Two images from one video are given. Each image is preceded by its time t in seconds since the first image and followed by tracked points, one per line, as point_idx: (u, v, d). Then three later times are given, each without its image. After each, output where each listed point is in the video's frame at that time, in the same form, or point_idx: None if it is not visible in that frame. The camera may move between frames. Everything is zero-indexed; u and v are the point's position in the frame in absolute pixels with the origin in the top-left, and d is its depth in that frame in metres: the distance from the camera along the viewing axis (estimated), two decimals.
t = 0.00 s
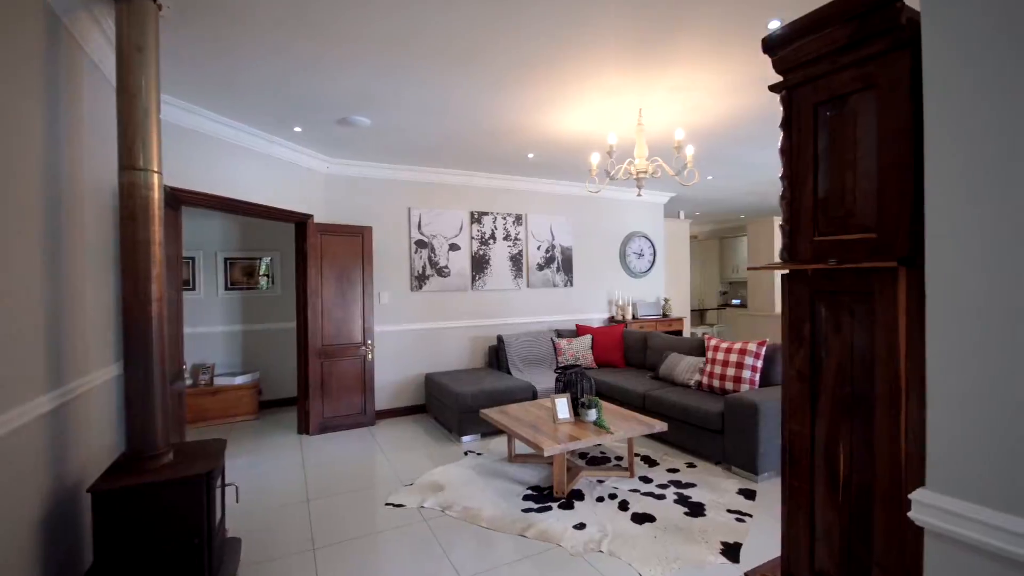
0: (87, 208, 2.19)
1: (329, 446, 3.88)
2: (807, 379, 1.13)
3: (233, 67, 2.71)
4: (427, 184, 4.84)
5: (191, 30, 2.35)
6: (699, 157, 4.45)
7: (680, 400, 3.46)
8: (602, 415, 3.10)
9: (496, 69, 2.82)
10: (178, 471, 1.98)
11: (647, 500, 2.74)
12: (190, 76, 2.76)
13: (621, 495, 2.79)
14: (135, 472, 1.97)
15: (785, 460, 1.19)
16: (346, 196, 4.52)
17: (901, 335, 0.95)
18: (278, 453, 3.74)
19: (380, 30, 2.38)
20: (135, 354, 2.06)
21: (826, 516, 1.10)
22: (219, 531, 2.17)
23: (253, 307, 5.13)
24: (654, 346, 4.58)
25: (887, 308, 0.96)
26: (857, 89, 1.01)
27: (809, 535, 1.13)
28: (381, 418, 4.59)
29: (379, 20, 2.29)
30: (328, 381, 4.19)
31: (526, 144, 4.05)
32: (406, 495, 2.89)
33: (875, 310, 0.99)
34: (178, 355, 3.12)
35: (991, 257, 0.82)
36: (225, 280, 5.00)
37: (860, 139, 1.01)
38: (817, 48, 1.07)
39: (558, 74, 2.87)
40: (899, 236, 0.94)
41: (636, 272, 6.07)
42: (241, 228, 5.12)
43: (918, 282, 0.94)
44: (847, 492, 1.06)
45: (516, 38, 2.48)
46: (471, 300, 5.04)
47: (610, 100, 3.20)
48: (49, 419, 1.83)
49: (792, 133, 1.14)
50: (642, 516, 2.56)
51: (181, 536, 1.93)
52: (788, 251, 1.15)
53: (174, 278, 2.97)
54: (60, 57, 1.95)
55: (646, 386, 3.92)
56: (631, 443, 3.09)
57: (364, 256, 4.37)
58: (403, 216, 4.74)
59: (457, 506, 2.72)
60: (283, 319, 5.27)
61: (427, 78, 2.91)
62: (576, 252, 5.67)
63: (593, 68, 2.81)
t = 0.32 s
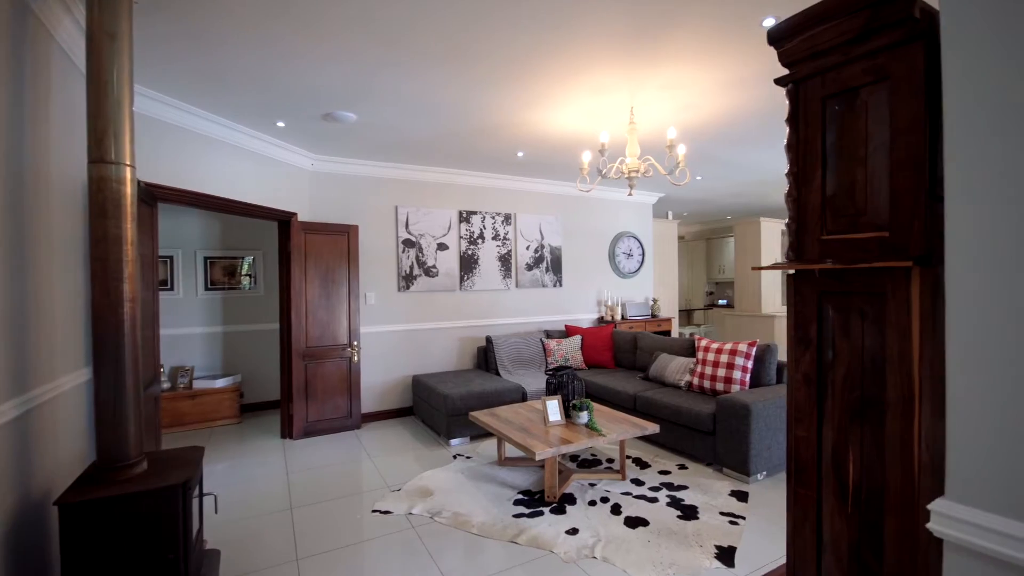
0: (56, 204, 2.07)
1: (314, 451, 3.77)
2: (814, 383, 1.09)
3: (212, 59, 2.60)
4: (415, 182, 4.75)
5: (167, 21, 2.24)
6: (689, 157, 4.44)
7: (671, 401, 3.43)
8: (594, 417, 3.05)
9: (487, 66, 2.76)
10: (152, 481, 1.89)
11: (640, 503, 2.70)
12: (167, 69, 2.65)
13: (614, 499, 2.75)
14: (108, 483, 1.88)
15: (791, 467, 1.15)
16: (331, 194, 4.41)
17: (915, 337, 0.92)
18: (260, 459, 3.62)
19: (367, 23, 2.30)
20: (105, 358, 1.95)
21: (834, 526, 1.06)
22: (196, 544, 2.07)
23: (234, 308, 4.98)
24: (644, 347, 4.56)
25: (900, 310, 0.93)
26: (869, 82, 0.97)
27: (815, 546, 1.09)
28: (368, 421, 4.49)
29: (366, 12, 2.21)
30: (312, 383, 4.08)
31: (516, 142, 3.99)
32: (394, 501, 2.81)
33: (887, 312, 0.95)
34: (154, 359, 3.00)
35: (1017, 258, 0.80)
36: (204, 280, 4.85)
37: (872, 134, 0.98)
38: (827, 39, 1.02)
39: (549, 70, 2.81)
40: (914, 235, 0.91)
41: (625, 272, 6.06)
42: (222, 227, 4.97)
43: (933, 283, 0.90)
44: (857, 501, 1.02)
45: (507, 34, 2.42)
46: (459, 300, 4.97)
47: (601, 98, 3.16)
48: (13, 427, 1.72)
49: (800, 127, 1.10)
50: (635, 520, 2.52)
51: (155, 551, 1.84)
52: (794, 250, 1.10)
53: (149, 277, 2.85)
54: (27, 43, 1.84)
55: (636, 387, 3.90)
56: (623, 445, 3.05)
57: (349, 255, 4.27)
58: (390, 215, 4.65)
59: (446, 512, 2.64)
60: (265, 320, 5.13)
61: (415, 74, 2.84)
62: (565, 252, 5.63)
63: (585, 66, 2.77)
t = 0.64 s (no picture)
0: (24, 200, 1.95)
1: (299, 456, 3.67)
2: (825, 385, 1.05)
3: (193, 50, 2.49)
4: (403, 180, 4.66)
5: (145, 9, 2.13)
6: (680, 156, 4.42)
7: (664, 402, 3.41)
8: (587, 419, 3.01)
9: (479, 62, 2.69)
10: (127, 493, 1.79)
11: (634, 506, 2.66)
12: (145, 59, 2.53)
13: (608, 502, 2.71)
14: (82, 495, 1.78)
15: (801, 472, 1.11)
16: (317, 192, 4.30)
17: (933, 338, 0.88)
18: (244, 465, 3.51)
19: (356, 15, 2.22)
20: (76, 362, 1.84)
21: (846, 534, 1.02)
22: (175, 558, 1.97)
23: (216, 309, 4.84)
24: (635, 347, 4.54)
25: (917, 310, 0.90)
26: (885, 74, 0.94)
27: (827, 555, 1.06)
28: (355, 424, 4.39)
29: (355, 3, 2.13)
30: (298, 386, 3.97)
31: (506, 140, 3.93)
32: (383, 507, 2.73)
33: (902, 312, 0.92)
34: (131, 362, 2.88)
35: None
36: (185, 280, 4.70)
37: (887, 128, 0.95)
38: (840, 30, 0.99)
39: (543, 67, 2.76)
40: (932, 232, 0.87)
41: (615, 272, 6.04)
42: (203, 225, 4.83)
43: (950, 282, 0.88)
44: (871, 508, 0.99)
45: (501, 28, 2.35)
46: (448, 301, 4.89)
47: (594, 96, 3.12)
48: None
49: (810, 121, 1.06)
50: (630, 523, 2.48)
51: (132, 566, 1.74)
52: (804, 249, 1.07)
53: (125, 277, 2.73)
54: None
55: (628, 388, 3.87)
56: (616, 447, 3.01)
57: (336, 255, 4.17)
58: (378, 213, 4.55)
59: (437, 518, 2.57)
60: (248, 321, 5.00)
61: (404, 69, 2.76)
62: (555, 252, 5.59)
63: (579, 63, 2.72)
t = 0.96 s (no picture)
0: None
1: (286, 460, 3.57)
2: (840, 387, 1.02)
3: (175, 41, 2.39)
4: (393, 178, 4.58)
5: None
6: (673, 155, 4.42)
7: (658, 402, 3.39)
8: (582, 420, 2.97)
9: (473, 57, 2.63)
10: (106, 505, 1.71)
11: (630, 509, 2.63)
12: (124, 50, 2.42)
13: (604, 505, 2.67)
14: (59, 506, 1.68)
15: (814, 477, 1.08)
16: (304, 189, 4.20)
17: (955, 339, 0.85)
18: (228, 471, 3.40)
19: (347, 6, 2.15)
20: (48, 365, 1.74)
21: (862, 541, 1.00)
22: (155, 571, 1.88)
23: (199, 309, 4.70)
24: (628, 347, 4.52)
25: (937, 309, 0.87)
26: (905, 66, 0.92)
27: (841, 563, 1.03)
28: (343, 427, 4.29)
29: None
30: (284, 388, 3.87)
31: (498, 138, 3.87)
32: (374, 513, 2.66)
33: (922, 312, 0.89)
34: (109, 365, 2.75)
35: None
36: (166, 280, 4.56)
37: (908, 120, 0.92)
38: (857, 21, 0.96)
39: (538, 62, 2.71)
40: (955, 230, 0.84)
41: (606, 272, 6.02)
42: (185, 223, 4.69)
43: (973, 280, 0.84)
44: (889, 514, 0.96)
45: (497, 22, 2.30)
46: (439, 301, 4.82)
47: (588, 93, 3.08)
48: None
49: (826, 114, 1.03)
50: (627, 526, 2.44)
51: None
52: (818, 247, 1.04)
53: (102, 276, 2.61)
54: None
55: (621, 388, 3.85)
56: (611, 449, 2.98)
57: (324, 254, 4.07)
58: (367, 212, 4.47)
59: (430, 524, 2.51)
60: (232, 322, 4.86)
61: (397, 64, 2.69)
62: (546, 252, 5.55)
63: (575, 59, 2.68)
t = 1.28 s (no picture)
0: None
1: (271, 464, 3.47)
2: (851, 386, 1.00)
3: (157, 32, 2.30)
4: (382, 176, 4.51)
5: None
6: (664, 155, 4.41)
7: (651, 402, 3.37)
8: (575, 421, 2.94)
9: (466, 52, 2.58)
10: (82, 514, 1.62)
11: (625, 510, 2.60)
12: (102, 39, 2.32)
13: (598, 506, 2.64)
14: (33, 516, 1.60)
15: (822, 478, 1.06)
16: (290, 187, 4.11)
17: (971, 336, 0.84)
18: (211, 476, 3.30)
19: None
20: (20, 364, 1.65)
21: (873, 544, 0.98)
22: None
23: (181, 310, 4.57)
24: (619, 347, 4.51)
25: (952, 307, 0.85)
26: (919, 57, 0.90)
27: (850, 566, 1.01)
28: (331, 430, 4.21)
29: None
30: (270, 390, 3.77)
31: (490, 136, 3.83)
32: (364, 518, 2.59)
33: (937, 309, 0.87)
34: (86, 367, 2.65)
35: None
36: (146, 279, 4.43)
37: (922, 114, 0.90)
38: (869, 12, 0.94)
39: (532, 59, 2.67)
40: (972, 225, 0.83)
41: (596, 272, 6.01)
42: (166, 221, 4.55)
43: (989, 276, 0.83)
44: (902, 517, 0.94)
45: (491, 16, 2.25)
46: (429, 301, 4.76)
47: (582, 91, 3.05)
48: None
49: (837, 106, 1.02)
50: (622, 528, 2.42)
51: None
52: (829, 242, 1.01)
53: (78, 275, 2.50)
54: None
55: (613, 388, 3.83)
56: (604, 449, 2.95)
57: (311, 253, 3.99)
58: (356, 210, 4.39)
59: (422, 528, 2.45)
60: (216, 323, 4.74)
61: (387, 58, 2.63)
62: (537, 251, 5.51)
63: (569, 56, 2.64)
